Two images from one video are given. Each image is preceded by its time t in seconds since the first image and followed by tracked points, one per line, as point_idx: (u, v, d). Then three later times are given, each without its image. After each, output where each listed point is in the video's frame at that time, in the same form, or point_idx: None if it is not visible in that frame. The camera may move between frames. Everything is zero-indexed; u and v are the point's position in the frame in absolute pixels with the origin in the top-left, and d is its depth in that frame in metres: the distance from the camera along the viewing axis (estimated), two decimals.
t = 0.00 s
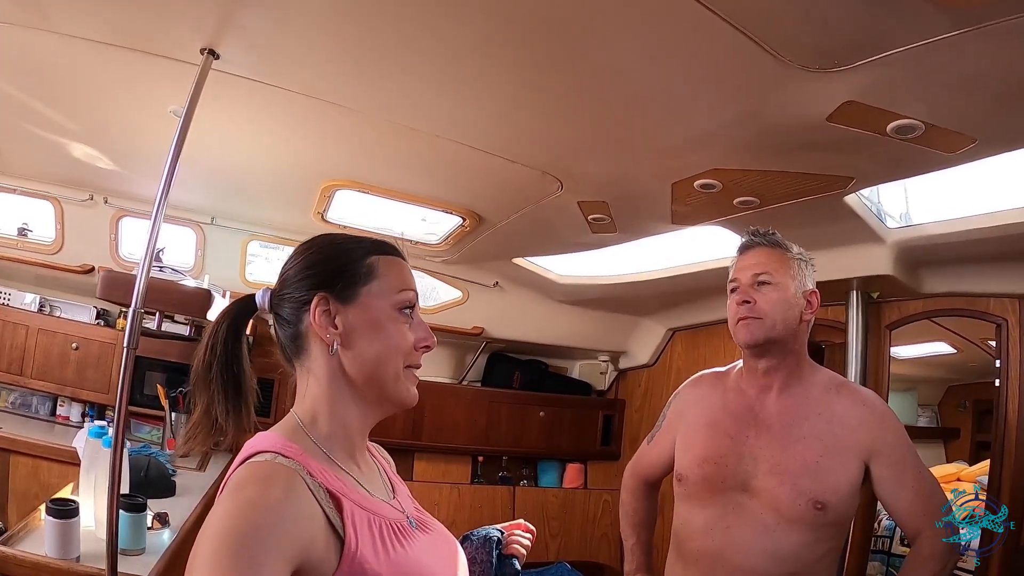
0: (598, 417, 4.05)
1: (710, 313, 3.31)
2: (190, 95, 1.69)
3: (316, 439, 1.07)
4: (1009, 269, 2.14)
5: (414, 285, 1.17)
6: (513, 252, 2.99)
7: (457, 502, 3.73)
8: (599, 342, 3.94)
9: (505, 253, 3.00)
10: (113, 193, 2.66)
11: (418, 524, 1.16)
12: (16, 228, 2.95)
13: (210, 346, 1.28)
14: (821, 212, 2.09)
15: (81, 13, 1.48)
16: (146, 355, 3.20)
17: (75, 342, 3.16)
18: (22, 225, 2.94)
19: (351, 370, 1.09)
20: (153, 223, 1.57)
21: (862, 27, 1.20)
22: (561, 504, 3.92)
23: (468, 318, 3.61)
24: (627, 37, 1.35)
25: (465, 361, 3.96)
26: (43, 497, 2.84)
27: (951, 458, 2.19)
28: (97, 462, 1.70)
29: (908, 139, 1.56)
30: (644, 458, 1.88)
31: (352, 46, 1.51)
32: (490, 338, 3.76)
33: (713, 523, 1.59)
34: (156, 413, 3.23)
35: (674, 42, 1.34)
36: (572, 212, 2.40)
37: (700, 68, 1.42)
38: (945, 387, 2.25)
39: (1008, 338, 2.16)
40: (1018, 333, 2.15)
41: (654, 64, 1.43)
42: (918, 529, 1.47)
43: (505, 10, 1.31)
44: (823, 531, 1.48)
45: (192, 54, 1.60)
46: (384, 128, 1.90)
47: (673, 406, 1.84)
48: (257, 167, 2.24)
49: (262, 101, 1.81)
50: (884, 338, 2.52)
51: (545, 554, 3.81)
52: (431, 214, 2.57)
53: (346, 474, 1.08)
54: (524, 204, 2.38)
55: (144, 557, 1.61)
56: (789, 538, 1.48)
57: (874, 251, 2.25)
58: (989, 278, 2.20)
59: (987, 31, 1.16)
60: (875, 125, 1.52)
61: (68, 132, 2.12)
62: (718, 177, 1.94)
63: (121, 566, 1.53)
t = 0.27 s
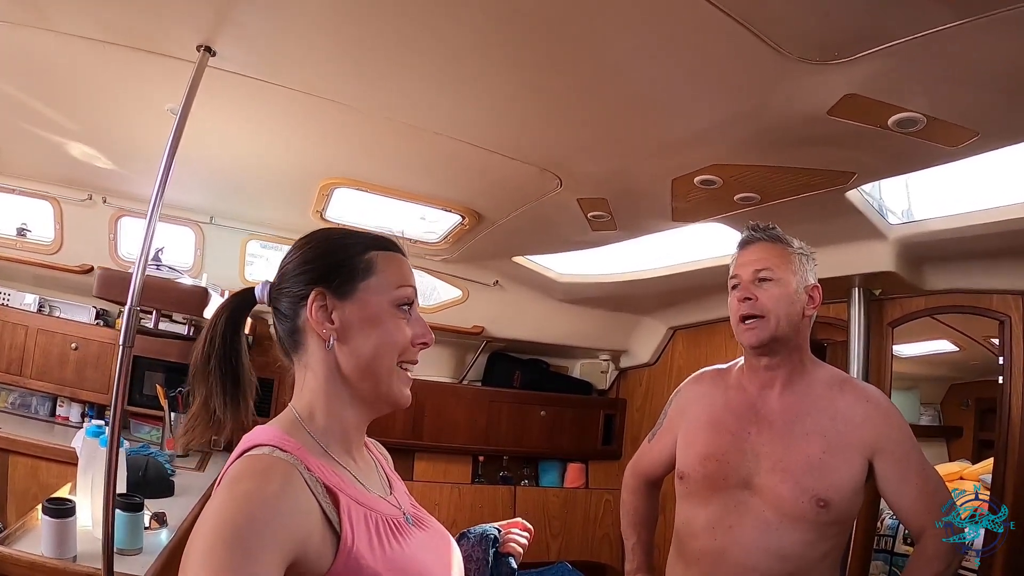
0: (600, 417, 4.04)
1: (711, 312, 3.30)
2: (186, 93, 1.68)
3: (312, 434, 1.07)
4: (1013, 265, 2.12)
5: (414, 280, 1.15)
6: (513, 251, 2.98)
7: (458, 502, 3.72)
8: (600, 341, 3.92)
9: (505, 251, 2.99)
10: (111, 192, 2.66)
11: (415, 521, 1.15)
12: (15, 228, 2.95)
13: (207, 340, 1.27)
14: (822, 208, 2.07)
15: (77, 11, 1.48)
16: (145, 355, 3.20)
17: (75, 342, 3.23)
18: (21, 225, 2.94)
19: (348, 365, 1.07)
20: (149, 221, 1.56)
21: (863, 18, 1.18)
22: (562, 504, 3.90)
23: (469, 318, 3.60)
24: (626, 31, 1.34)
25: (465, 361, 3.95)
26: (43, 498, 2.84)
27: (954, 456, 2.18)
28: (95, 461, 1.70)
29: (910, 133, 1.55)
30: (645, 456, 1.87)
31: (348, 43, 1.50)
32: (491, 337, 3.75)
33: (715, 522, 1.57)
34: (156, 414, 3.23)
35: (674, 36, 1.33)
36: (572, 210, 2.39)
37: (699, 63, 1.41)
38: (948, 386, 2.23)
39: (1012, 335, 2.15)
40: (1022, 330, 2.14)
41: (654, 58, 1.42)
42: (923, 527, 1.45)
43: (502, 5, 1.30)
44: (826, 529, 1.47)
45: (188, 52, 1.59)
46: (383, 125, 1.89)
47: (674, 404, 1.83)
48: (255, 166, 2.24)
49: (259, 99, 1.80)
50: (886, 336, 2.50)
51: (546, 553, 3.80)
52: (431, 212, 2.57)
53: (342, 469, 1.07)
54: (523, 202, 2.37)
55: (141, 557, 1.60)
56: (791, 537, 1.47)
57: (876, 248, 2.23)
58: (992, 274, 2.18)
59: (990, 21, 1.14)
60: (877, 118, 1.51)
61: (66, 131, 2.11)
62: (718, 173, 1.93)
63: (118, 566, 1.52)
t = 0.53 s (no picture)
0: (601, 417, 4.03)
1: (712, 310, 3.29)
2: (183, 93, 1.68)
3: (308, 432, 1.06)
4: (1015, 263, 2.11)
5: (412, 280, 1.15)
6: (512, 251, 2.98)
7: (460, 502, 3.71)
8: (601, 341, 3.91)
9: (505, 251, 2.99)
10: (110, 194, 2.65)
11: (411, 522, 1.14)
12: (14, 230, 2.95)
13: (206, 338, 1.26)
14: (823, 207, 2.06)
15: (72, 10, 1.47)
16: (147, 356, 3.21)
17: (76, 344, 3.25)
18: (20, 227, 2.93)
19: (345, 365, 1.07)
20: (146, 222, 1.56)
21: (862, 13, 1.17)
22: (564, 505, 3.89)
23: (469, 318, 3.59)
24: (624, 29, 1.33)
25: (466, 361, 3.94)
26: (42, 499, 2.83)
27: (957, 455, 2.17)
28: (94, 463, 1.70)
29: (911, 129, 1.54)
30: (645, 457, 1.86)
31: (345, 42, 1.50)
32: (491, 337, 3.74)
33: (716, 523, 1.56)
34: (156, 415, 3.23)
35: (672, 33, 1.32)
36: (571, 209, 2.38)
37: (698, 60, 1.40)
38: (950, 385, 2.23)
39: (1014, 334, 2.13)
40: None
41: (651, 56, 1.41)
42: (924, 527, 1.44)
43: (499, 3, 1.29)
44: (827, 529, 1.46)
45: (185, 52, 1.58)
46: (381, 125, 1.89)
47: (674, 404, 1.82)
48: (253, 166, 2.23)
49: (257, 99, 1.80)
50: (887, 334, 2.50)
51: (548, 554, 3.79)
52: (430, 212, 2.56)
53: (338, 469, 1.06)
54: (522, 201, 2.36)
55: (140, 558, 1.60)
56: (792, 537, 1.46)
57: (877, 246, 2.22)
58: (995, 272, 2.17)
59: (991, 16, 1.13)
60: (877, 115, 1.50)
61: (63, 132, 2.11)
62: (717, 171, 1.92)
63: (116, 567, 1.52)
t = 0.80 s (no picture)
0: (602, 416, 4.03)
1: (713, 308, 3.29)
2: (182, 94, 1.68)
3: (309, 430, 1.06)
4: (1016, 259, 2.11)
5: (414, 278, 1.14)
6: (513, 250, 2.98)
7: (461, 503, 3.71)
8: (602, 340, 3.91)
9: (505, 250, 2.99)
10: (110, 196, 2.64)
11: (412, 519, 1.14)
12: (15, 232, 2.96)
13: (207, 335, 1.26)
14: (822, 204, 2.06)
15: (71, 11, 1.47)
16: (148, 358, 3.20)
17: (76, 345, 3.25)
18: (21, 229, 2.94)
19: (347, 363, 1.07)
20: (144, 222, 1.56)
21: (860, 7, 1.17)
22: (566, 504, 3.89)
23: (470, 318, 3.60)
24: (622, 26, 1.33)
25: (467, 361, 3.93)
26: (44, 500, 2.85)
27: (959, 452, 2.16)
28: (94, 463, 1.70)
29: (910, 124, 1.54)
30: (645, 454, 1.86)
31: (343, 41, 1.50)
32: (492, 337, 3.74)
33: (716, 520, 1.56)
34: (157, 417, 3.23)
35: (670, 30, 1.32)
36: (571, 208, 2.38)
37: (696, 56, 1.40)
38: (952, 382, 2.23)
39: (1016, 331, 2.13)
40: None
41: (650, 53, 1.41)
42: (926, 522, 1.44)
43: None
44: (828, 525, 1.45)
45: (183, 52, 1.59)
46: (380, 124, 1.89)
47: (674, 401, 1.82)
48: (253, 166, 2.23)
49: (256, 99, 1.80)
50: (888, 332, 2.48)
51: (550, 554, 3.78)
52: (430, 212, 2.57)
53: (339, 467, 1.06)
54: (521, 200, 2.36)
55: (141, 558, 1.60)
56: (793, 533, 1.46)
57: (877, 243, 2.22)
58: (996, 268, 2.16)
59: (989, 9, 1.13)
60: (875, 110, 1.50)
61: (63, 133, 2.11)
62: (716, 169, 1.92)
63: (116, 567, 1.52)
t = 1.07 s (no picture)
0: (603, 416, 4.03)
1: (713, 307, 3.29)
2: (181, 95, 1.68)
3: (312, 432, 1.06)
4: (1016, 256, 2.10)
5: (417, 279, 1.14)
6: (512, 250, 2.98)
7: (462, 503, 3.70)
8: (603, 340, 3.91)
9: (505, 250, 2.99)
10: (111, 197, 2.64)
11: (412, 521, 1.14)
12: (15, 234, 2.94)
13: (207, 337, 1.26)
14: (822, 202, 2.06)
15: (70, 14, 1.48)
16: (149, 359, 3.21)
17: (76, 348, 3.26)
18: (21, 232, 2.92)
19: (349, 365, 1.07)
20: (144, 224, 1.56)
21: (858, 5, 1.17)
22: (567, 504, 3.89)
23: (470, 318, 3.60)
24: (619, 25, 1.33)
25: (467, 361, 3.93)
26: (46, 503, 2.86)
27: (961, 450, 2.16)
28: (95, 466, 1.70)
29: (908, 122, 1.53)
30: (645, 453, 1.86)
31: (342, 42, 1.50)
32: (492, 337, 3.74)
33: (716, 518, 1.56)
34: (157, 418, 3.23)
35: (668, 28, 1.31)
36: (570, 207, 2.38)
37: (694, 55, 1.40)
38: (953, 380, 2.22)
39: (1017, 328, 2.12)
40: None
41: (647, 52, 1.41)
42: (927, 519, 1.44)
43: None
44: (829, 522, 1.45)
45: (182, 54, 1.59)
46: (379, 125, 1.89)
47: (674, 400, 1.81)
48: (251, 168, 2.23)
49: (254, 101, 1.80)
50: (889, 330, 2.48)
51: (551, 553, 3.78)
52: (430, 212, 2.56)
53: (340, 468, 1.06)
54: (520, 200, 2.36)
55: (141, 560, 1.60)
56: (793, 531, 1.45)
57: (877, 240, 2.22)
58: (996, 265, 2.16)
59: (987, 6, 1.13)
60: (874, 108, 1.50)
61: (62, 136, 2.12)
62: (715, 167, 1.92)
63: (117, 570, 1.52)
